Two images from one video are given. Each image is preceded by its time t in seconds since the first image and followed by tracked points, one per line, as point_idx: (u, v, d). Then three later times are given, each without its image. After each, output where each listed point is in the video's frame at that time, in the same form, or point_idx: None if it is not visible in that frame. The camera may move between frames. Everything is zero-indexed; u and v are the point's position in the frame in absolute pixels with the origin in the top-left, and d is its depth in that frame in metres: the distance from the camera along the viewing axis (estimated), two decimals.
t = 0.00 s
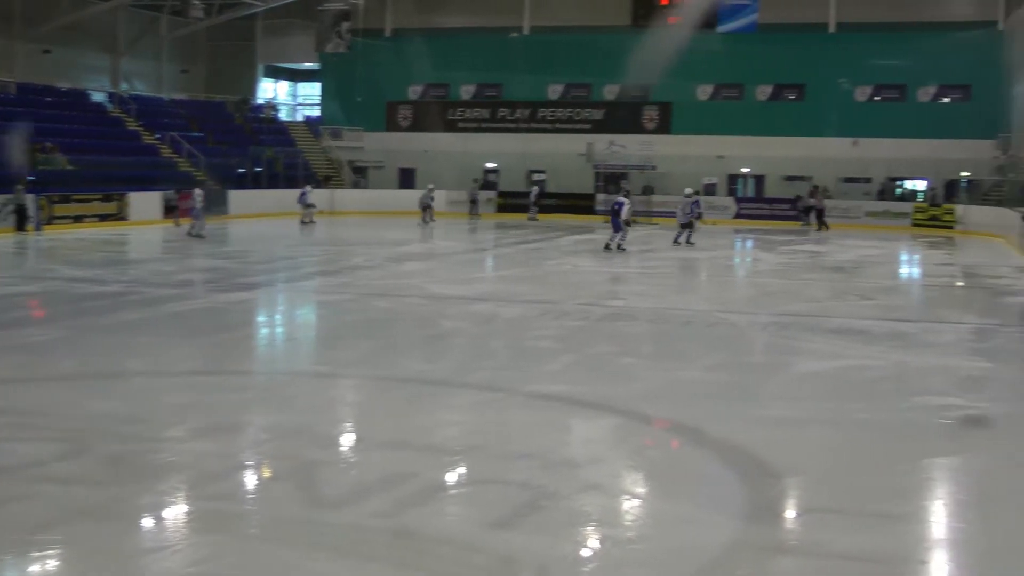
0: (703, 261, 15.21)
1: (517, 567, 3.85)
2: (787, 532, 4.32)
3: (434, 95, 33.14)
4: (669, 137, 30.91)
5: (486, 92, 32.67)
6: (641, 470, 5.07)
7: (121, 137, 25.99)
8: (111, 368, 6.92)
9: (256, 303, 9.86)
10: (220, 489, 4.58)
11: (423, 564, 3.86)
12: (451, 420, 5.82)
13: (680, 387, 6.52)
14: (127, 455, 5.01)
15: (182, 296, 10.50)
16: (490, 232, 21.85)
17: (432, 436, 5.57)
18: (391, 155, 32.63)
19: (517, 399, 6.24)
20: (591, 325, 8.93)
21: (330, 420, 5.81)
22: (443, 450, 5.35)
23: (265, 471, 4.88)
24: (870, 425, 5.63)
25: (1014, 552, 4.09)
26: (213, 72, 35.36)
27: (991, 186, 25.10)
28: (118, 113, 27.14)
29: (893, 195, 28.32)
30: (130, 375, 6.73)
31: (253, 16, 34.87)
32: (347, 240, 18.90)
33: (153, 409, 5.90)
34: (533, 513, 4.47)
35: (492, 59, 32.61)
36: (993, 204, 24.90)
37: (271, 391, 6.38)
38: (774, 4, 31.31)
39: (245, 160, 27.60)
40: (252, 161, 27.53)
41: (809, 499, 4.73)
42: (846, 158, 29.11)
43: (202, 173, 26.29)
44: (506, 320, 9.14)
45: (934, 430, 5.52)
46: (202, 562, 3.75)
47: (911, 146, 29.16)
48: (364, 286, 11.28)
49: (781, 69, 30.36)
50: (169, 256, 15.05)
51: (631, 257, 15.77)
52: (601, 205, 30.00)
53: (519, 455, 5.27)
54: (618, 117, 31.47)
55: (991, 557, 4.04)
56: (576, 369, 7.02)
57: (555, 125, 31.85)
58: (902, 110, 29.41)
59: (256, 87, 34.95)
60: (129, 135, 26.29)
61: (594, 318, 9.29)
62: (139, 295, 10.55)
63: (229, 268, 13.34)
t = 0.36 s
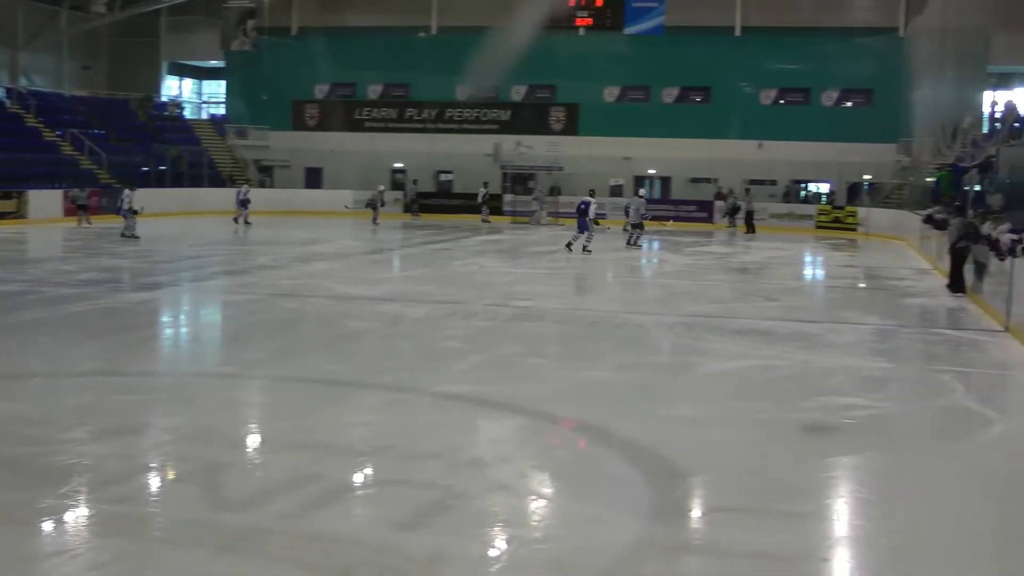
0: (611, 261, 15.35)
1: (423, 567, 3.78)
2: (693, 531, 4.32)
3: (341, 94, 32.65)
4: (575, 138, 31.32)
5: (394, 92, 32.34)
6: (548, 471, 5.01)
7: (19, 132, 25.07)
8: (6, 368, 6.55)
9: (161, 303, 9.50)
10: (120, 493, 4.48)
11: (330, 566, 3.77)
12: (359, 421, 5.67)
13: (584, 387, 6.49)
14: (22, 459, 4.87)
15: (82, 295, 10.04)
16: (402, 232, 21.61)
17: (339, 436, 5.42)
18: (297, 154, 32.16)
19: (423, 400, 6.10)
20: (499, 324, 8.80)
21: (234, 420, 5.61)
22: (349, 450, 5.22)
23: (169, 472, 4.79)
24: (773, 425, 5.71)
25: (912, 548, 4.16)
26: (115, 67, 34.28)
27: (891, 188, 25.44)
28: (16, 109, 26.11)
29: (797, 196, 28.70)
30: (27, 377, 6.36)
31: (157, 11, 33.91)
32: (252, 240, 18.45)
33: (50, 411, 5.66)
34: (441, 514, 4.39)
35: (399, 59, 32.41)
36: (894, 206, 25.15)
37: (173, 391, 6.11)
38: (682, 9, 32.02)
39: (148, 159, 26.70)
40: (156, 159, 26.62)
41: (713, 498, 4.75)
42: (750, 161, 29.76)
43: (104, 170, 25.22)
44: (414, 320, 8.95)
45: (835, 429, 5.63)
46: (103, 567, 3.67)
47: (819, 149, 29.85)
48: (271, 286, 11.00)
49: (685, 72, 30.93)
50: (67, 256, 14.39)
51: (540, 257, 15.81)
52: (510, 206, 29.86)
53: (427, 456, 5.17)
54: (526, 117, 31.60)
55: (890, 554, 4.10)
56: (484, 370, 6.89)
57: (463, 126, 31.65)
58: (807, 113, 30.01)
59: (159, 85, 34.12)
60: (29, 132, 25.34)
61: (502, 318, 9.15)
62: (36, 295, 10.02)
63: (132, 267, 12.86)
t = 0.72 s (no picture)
0: (553, 261, 15.38)
1: (364, 568, 3.76)
2: (637, 529, 4.30)
3: (280, 96, 32.58)
4: (517, 138, 31.19)
5: (332, 93, 32.29)
6: (494, 471, 4.99)
7: None
8: None
9: (101, 308, 9.34)
10: (61, 499, 4.41)
11: (275, 568, 3.74)
12: (301, 423, 5.62)
13: (528, 387, 6.49)
14: None
15: (17, 301, 9.81)
16: (349, 234, 21.40)
17: (282, 439, 5.37)
18: (237, 156, 31.18)
19: (367, 403, 6.04)
20: (440, 326, 8.59)
21: (178, 424, 5.54)
22: (293, 453, 5.16)
23: (113, 477, 4.72)
24: (716, 422, 5.73)
25: (857, 543, 4.16)
26: (49, 70, 34.26)
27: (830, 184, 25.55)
28: None
29: (738, 196, 28.47)
30: None
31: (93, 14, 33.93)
32: (193, 243, 18.21)
33: None
34: (386, 515, 4.35)
35: (337, 60, 32.39)
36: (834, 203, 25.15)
37: (114, 396, 6.01)
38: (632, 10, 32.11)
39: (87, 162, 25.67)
40: (95, 162, 25.63)
41: (658, 495, 4.74)
42: (691, 158, 29.76)
43: (42, 176, 24.51)
44: (357, 322, 8.73)
45: (778, 426, 5.66)
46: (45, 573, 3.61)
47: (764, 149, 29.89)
48: (213, 289, 10.87)
49: (623, 72, 30.96)
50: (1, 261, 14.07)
51: (481, 258, 15.77)
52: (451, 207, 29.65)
53: (371, 458, 5.13)
54: (465, 118, 31.51)
55: (835, 549, 4.09)
56: (427, 371, 6.85)
57: (402, 127, 31.67)
58: (745, 111, 30.11)
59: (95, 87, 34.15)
60: None
61: (445, 318, 9.02)
62: None
63: (67, 273, 12.60)
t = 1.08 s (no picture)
0: (522, 259, 15.39)
1: (336, 568, 3.73)
2: (610, 526, 4.25)
3: (247, 97, 32.74)
4: (484, 137, 31.39)
5: (299, 94, 32.49)
6: (466, 470, 4.96)
7: None
8: None
9: (69, 312, 9.25)
10: (33, 504, 4.39)
11: (248, 570, 3.72)
12: (271, 425, 5.61)
13: (499, 385, 6.49)
14: None
15: None
16: (322, 235, 21.28)
17: (252, 441, 5.35)
18: (205, 157, 31.11)
19: (337, 403, 6.02)
20: (412, 324, 8.64)
21: (149, 427, 5.53)
22: (264, 455, 5.14)
23: (85, 482, 4.69)
24: (688, 419, 5.73)
25: (830, 536, 4.11)
26: (15, 73, 34.44)
27: (798, 180, 25.24)
28: None
29: (706, 191, 28.36)
30: None
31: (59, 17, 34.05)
32: (162, 246, 18.09)
33: None
34: (359, 516, 4.32)
35: (305, 61, 32.48)
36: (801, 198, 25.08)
37: (85, 401, 5.98)
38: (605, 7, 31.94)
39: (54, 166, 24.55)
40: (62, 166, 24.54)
41: (631, 491, 4.71)
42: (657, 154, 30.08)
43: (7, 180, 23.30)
44: (327, 322, 8.73)
45: (750, 421, 5.66)
46: None
47: (726, 143, 30.37)
48: (183, 292, 10.82)
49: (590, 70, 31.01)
50: None
51: (449, 257, 15.75)
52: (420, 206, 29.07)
53: (343, 458, 5.10)
54: (433, 117, 31.72)
55: (808, 542, 4.05)
56: (397, 371, 6.84)
57: (370, 126, 31.95)
58: (713, 107, 30.46)
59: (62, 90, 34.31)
60: None
61: (415, 318, 9.01)
62: None
63: (33, 277, 12.49)
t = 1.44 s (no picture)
0: (500, 257, 15.41)
1: (312, 568, 3.71)
2: (589, 524, 4.22)
3: (226, 94, 32.72)
4: (464, 136, 31.49)
5: (279, 92, 32.36)
6: (444, 469, 4.94)
7: None
8: None
9: (45, 310, 9.18)
10: (8, 504, 4.36)
11: (225, 569, 3.70)
12: (250, 424, 5.59)
13: (478, 383, 6.49)
14: None
15: None
16: (302, 233, 21.22)
17: (230, 439, 5.33)
18: (184, 155, 30.74)
19: (316, 402, 6.01)
20: (391, 323, 8.64)
21: (127, 425, 5.50)
22: (242, 454, 5.11)
23: (61, 481, 4.66)
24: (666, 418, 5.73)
25: (809, 534, 4.09)
26: None
27: (776, 178, 25.59)
28: None
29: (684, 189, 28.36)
30: None
31: (37, 14, 34.06)
32: (140, 244, 18.01)
33: None
34: (337, 515, 4.29)
35: (283, 58, 32.36)
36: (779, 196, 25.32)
37: (62, 399, 5.95)
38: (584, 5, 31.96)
39: (33, 163, 23.94)
40: (41, 163, 23.97)
41: (610, 490, 4.68)
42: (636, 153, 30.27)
43: None
44: (306, 320, 8.72)
45: (729, 420, 5.67)
46: None
47: (702, 142, 30.47)
48: (160, 290, 10.78)
49: (569, 66, 31.29)
50: None
51: (428, 255, 15.76)
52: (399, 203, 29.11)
53: (321, 457, 5.08)
54: (412, 116, 31.62)
55: (786, 541, 4.03)
56: (376, 370, 6.82)
57: (349, 125, 31.84)
58: (689, 106, 30.53)
59: (41, 88, 34.40)
60: None
61: (394, 316, 9.01)
62: None
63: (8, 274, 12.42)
